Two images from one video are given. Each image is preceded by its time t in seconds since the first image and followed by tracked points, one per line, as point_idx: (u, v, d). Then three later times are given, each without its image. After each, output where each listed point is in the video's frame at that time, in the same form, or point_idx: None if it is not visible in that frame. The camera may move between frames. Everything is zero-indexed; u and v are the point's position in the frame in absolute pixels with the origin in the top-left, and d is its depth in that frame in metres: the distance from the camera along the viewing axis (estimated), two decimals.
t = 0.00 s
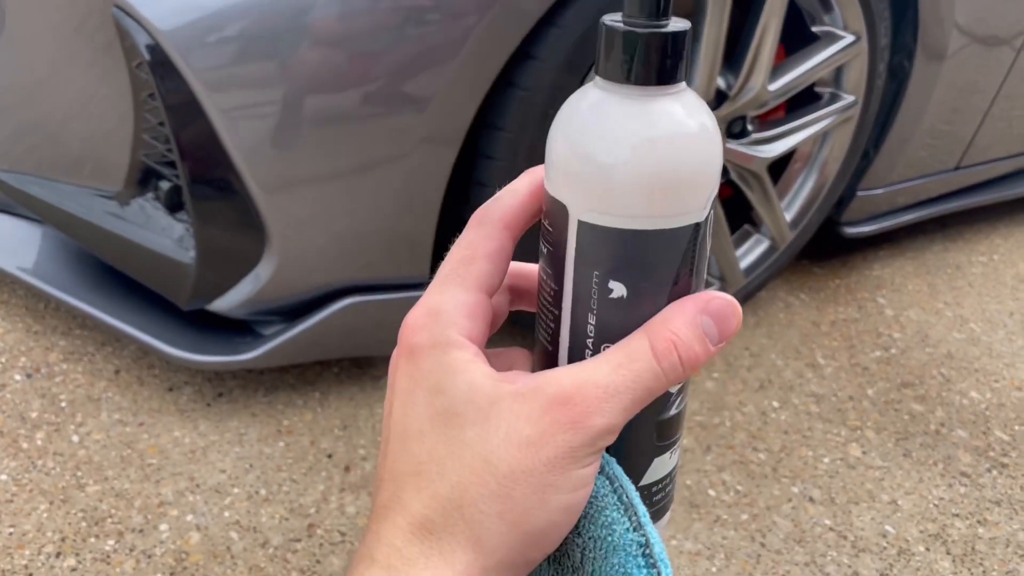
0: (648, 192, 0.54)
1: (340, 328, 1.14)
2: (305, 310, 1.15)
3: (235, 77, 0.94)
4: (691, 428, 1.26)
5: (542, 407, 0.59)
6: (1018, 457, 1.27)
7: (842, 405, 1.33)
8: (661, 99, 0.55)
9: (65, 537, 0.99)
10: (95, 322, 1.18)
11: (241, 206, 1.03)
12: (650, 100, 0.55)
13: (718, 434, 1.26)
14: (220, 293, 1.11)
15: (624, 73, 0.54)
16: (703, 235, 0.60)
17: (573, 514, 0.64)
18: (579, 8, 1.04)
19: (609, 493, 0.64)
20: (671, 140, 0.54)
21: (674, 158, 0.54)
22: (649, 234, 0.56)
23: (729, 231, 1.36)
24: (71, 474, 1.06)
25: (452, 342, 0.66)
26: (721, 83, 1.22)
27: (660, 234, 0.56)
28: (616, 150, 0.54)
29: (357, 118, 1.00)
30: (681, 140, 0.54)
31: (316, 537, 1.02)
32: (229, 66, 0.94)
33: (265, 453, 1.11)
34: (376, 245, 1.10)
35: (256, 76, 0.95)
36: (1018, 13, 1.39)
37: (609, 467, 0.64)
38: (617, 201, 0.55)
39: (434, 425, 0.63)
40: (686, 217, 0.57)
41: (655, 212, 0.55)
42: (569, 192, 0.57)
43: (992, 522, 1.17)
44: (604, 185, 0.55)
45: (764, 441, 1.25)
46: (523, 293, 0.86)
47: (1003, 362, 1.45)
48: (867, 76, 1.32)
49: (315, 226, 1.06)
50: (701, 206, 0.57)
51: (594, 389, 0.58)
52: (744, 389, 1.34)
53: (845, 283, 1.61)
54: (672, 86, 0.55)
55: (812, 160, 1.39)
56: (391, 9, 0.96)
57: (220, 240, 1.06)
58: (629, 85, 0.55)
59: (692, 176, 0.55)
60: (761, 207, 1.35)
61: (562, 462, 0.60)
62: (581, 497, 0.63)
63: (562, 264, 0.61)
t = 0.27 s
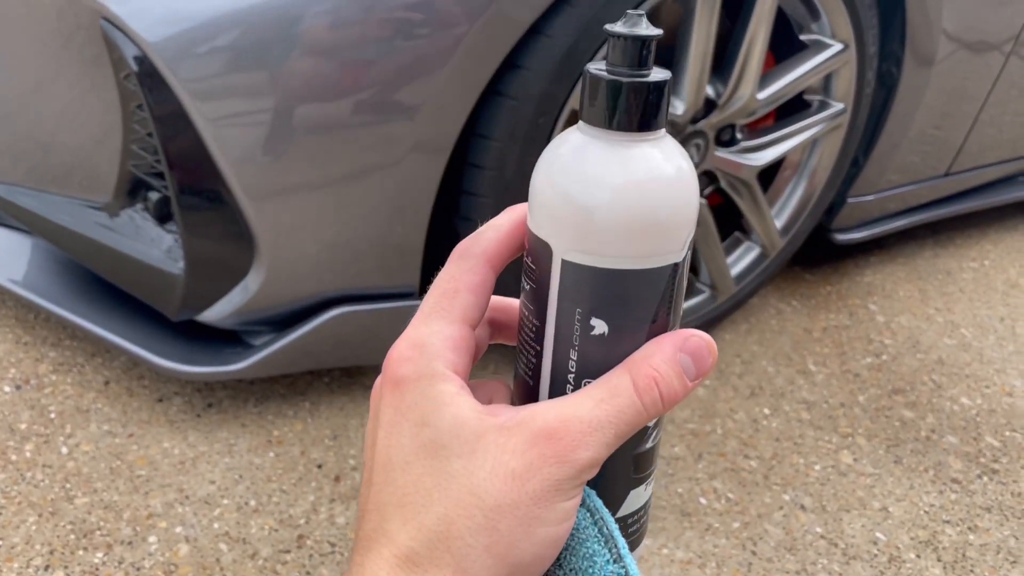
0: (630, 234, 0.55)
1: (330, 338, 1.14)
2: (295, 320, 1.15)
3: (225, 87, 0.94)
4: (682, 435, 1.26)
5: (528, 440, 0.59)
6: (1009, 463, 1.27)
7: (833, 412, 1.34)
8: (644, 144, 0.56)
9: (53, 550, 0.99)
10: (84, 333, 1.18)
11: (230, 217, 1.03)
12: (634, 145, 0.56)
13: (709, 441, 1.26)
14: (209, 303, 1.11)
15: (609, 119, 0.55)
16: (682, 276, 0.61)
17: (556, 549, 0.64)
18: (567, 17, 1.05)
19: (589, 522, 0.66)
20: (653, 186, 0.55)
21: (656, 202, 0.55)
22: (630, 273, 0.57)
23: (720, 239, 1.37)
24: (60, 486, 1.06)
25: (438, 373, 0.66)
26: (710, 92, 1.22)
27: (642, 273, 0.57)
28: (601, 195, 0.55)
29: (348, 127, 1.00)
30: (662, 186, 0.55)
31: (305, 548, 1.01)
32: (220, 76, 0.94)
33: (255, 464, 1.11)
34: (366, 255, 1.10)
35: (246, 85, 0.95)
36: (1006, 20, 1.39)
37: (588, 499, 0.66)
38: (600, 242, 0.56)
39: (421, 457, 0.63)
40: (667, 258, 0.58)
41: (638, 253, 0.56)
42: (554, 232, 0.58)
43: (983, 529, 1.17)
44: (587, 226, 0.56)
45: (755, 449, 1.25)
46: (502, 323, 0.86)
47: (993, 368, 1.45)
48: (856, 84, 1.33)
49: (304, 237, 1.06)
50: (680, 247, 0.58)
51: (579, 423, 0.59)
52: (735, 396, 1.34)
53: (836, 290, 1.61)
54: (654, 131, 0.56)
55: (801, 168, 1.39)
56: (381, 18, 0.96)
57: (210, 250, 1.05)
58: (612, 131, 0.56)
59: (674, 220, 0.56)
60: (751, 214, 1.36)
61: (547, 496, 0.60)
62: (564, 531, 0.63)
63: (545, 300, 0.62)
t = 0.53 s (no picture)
0: (569, 272, 0.58)
1: (323, 343, 1.13)
2: (288, 325, 1.14)
3: (217, 91, 0.94)
4: (677, 440, 1.26)
5: (505, 460, 0.59)
6: (1004, 467, 1.27)
7: (828, 416, 1.33)
8: (586, 189, 0.58)
9: (44, 557, 0.98)
10: (76, 339, 1.17)
11: (222, 222, 1.03)
12: (577, 189, 0.58)
13: (703, 446, 1.25)
14: (202, 309, 1.10)
15: (551, 165, 0.58)
16: (632, 310, 0.62)
17: None
18: (561, 21, 1.04)
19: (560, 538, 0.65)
20: (593, 228, 0.57)
21: (596, 244, 0.57)
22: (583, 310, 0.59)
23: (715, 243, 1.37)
24: (51, 493, 1.05)
25: (426, 389, 0.66)
26: (705, 96, 1.22)
27: (584, 311, 0.59)
28: (543, 237, 0.58)
29: (342, 130, 1.00)
30: (602, 230, 0.58)
31: (298, 555, 1.01)
32: (213, 79, 0.93)
33: (248, 470, 1.11)
34: (359, 259, 1.10)
35: (239, 89, 0.94)
36: (1000, 24, 1.39)
37: (566, 521, 0.65)
38: (550, 281, 0.58)
39: (404, 474, 0.62)
40: (609, 296, 0.59)
41: (580, 291, 0.59)
42: (501, 268, 0.61)
43: (978, 533, 1.16)
44: (528, 264, 0.59)
45: (750, 453, 1.25)
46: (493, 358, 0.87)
47: (988, 372, 1.45)
48: (850, 88, 1.33)
49: (297, 242, 1.05)
50: (624, 285, 0.60)
51: (556, 444, 0.58)
52: (730, 401, 1.34)
53: (831, 294, 1.61)
54: (598, 175, 0.59)
55: (796, 171, 1.39)
56: (374, 21, 0.96)
57: (202, 255, 1.05)
58: (554, 178, 0.59)
59: (616, 259, 0.58)
60: (746, 219, 1.36)
61: (523, 519, 0.59)
62: (542, 556, 0.62)
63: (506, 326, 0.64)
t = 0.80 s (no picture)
0: (510, 288, 0.59)
1: (320, 345, 1.13)
2: (285, 327, 1.14)
3: (214, 93, 0.94)
4: (675, 442, 1.26)
5: (489, 466, 0.58)
6: (1001, 469, 1.27)
7: (826, 418, 1.33)
8: (519, 206, 0.60)
9: (40, 560, 0.98)
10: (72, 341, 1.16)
11: (219, 224, 1.03)
12: (506, 209, 0.61)
13: (701, 448, 1.25)
14: (198, 311, 1.10)
15: (479, 187, 0.61)
16: (588, 314, 0.62)
17: None
18: (559, 23, 1.04)
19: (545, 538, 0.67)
20: (525, 243, 0.59)
21: (529, 257, 0.59)
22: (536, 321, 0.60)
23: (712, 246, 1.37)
24: (46, 495, 1.05)
25: (419, 391, 0.66)
26: (702, 98, 1.22)
27: (531, 324, 0.60)
28: (480, 258, 0.60)
29: (341, 132, 0.99)
30: (534, 242, 0.59)
31: (295, 558, 1.01)
32: (210, 81, 0.93)
33: (244, 472, 1.10)
34: (356, 261, 1.10)
35: (236, 90, 0.94)
36: (997, 27, 1.40)
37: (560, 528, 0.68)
38: (495, 300, 0.60)
39: (402, 479, 0.63)
40: (554, 305, 0.60)
41: (525, 305, 0.60)
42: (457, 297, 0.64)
43: (976, 535, 1.17)
44: (472, 286, 0.61)
45: (748, 456, 1.25)
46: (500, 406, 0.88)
47: (985, 374, 1.45)
48: (848, 90, 1.33)
49: (294, 244, 1.05)
50: (570, 291, 0.60)
51: (540, 447, 0.57)
52: (728, 403, 1.34)
53: (828, 296, 1.61)
54: (532, 192, 0.61)
55: (793, 174, 1.39)
56: (372, 23, 0.96)
57: (198, 257, 1.05)
58: (486, 197, 0.61)
59: (555, 268, 0.60)
60: (743, 221, 1.36)
61: (511, 524, 0.58)
62: (534, 561, 0.61)
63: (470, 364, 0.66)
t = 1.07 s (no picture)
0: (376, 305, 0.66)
1: (320, 344, 1.13)
2: (285, 326, 1.14)
3: (214, 92, 0.93)
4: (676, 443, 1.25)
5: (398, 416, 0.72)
6: (1002, 471, 1.27)
7: (826, 419, 1.33)
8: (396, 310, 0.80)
9: (39, 560, 0.97)
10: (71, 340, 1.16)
11: (218, 222, 1.02)
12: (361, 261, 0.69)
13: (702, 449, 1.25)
14: (197, 310, 1.10)
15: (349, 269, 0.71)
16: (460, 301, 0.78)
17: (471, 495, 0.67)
18: (560, 22, 1.04)
19: (485, 501, 0.60)
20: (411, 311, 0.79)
21: (414, 308, 0.79)
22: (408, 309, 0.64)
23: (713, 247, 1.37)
24: (45, 495, 1.05)
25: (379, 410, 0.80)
26: (703, 98, 1.22)
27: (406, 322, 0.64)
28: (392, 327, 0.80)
29: (340, 132, 0.99)
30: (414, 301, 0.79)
31: (295, 558, 1.01)
32: (209, 80, 0.93)
33: (244, 473, 1.10)
34: (355, 261, 1.09)
35: (235, 90, 0.94)
36: (998, 28, 1.40)
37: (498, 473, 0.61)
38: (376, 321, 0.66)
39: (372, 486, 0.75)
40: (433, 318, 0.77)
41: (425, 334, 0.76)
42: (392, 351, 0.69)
43: (976, 537, 1.17)
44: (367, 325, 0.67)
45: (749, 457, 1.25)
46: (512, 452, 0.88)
47: (985, 376, 1.45)
48: (848, 91, 1.33)
49: (294, 243, 1.05)
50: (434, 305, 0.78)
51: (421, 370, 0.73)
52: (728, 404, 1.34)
53: (829, 297, 1.61)
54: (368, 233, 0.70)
55: (794, 174, 1.39)
56: (372, 23, 0.96)
57: (197, 256, 1.04)
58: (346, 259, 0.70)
59: (426, 302, 0.78)
60: (744, 221, 1.36)
61: (413, 449, 0.68)
62: (464, 473, 0.67)
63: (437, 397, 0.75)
